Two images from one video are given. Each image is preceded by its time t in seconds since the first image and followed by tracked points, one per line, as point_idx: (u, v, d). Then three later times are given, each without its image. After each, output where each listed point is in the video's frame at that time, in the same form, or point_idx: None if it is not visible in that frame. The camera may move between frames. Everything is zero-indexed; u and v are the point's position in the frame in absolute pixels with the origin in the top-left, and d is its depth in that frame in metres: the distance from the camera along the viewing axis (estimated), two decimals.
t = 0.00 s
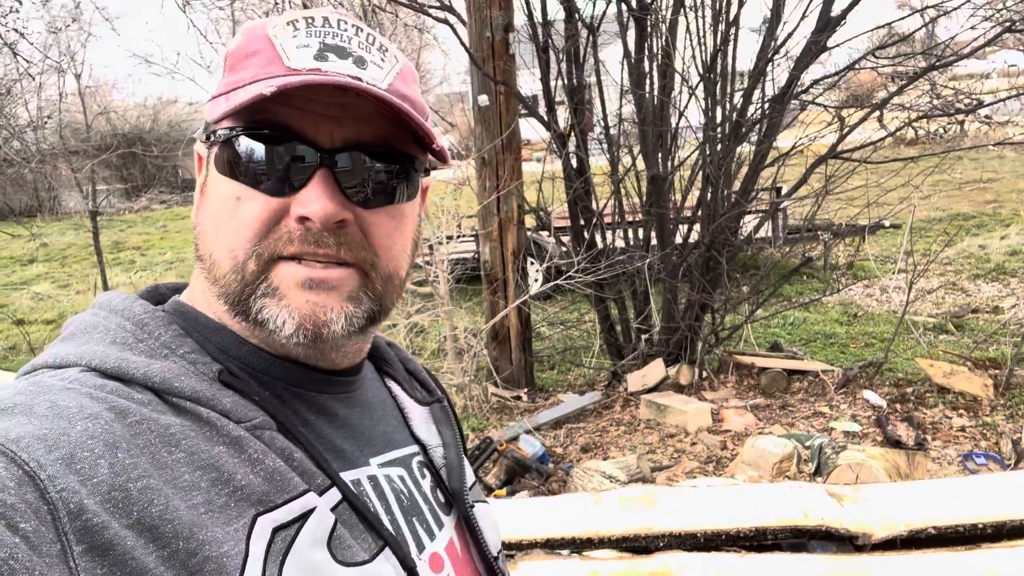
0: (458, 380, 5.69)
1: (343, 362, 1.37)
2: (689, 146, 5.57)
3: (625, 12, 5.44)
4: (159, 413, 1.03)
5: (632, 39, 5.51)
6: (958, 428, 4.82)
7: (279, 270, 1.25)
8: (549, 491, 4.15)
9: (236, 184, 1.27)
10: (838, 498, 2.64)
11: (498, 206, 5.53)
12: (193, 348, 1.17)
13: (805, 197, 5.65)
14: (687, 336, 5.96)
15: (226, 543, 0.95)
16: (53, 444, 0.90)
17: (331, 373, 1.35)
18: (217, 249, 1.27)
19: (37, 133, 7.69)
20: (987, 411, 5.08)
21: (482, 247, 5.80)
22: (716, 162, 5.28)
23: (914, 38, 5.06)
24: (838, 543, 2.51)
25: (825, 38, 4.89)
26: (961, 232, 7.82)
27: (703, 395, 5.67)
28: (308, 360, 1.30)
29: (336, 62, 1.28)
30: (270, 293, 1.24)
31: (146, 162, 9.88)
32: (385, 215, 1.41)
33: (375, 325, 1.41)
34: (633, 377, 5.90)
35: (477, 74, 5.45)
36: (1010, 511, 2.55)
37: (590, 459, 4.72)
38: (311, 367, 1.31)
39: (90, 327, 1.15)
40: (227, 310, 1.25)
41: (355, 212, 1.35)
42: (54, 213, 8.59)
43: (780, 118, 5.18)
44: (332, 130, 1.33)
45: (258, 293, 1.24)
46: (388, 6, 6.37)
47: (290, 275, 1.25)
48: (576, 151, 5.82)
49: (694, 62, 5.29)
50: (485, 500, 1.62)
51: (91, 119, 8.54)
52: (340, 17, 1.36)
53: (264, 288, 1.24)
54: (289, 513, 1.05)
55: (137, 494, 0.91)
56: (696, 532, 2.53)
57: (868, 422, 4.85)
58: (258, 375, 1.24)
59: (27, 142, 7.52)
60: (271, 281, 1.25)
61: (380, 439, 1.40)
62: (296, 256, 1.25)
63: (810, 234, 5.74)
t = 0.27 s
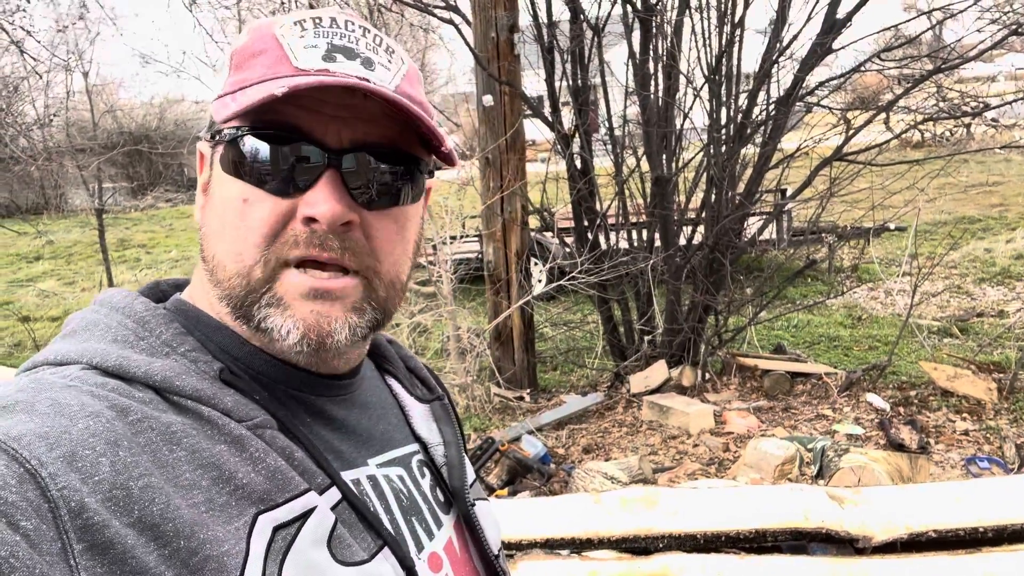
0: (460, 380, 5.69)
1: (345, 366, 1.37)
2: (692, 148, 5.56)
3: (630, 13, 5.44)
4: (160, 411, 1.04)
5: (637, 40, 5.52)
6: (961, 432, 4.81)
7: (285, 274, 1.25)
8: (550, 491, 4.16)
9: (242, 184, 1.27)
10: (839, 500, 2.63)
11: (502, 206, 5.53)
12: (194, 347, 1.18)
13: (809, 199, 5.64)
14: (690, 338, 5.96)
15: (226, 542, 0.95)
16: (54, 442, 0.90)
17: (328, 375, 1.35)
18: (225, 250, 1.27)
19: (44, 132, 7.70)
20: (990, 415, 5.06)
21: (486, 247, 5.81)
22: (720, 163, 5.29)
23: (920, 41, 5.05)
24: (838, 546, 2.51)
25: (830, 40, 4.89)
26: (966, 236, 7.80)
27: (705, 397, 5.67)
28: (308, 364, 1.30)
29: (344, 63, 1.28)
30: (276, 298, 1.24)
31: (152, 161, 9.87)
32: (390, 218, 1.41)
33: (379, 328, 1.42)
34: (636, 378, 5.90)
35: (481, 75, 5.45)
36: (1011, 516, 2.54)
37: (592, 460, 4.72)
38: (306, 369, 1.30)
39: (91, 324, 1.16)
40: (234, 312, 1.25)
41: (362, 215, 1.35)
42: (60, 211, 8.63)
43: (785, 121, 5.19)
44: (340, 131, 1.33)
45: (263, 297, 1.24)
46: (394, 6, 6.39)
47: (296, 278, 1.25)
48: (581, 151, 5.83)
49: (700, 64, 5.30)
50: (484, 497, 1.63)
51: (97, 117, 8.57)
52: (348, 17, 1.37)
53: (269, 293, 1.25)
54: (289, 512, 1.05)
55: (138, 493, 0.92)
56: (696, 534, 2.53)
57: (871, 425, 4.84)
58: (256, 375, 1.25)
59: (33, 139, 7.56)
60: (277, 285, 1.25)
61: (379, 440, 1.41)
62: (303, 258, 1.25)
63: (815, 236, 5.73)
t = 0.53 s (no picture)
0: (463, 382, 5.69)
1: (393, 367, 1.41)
2: (698, 153, 5.55)
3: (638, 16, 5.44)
4: (152, 412, 1.04)
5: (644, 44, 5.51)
6: (965, 440, 4.79)
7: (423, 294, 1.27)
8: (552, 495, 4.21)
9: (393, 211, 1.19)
10: (841, 507, 2.62)
11: (507, 209, 5.52)
12: (184, 347, 1.15)
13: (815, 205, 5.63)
14: (694, 342, 5.95)
15: (220, 542, 0.97)
16: (43, 446, 0.90)
17: (335, 371, 1.30)
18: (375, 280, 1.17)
19: (53, 129, 7.82)
20: (995, 423, 5.05)
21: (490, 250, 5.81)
22: (725, 168, 5.29)
23: (928, 47, 5.04)
24: (840, 553, 2.51)
25: (837, 45, 4.89)
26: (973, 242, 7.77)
27: (708, 402, 5.66)
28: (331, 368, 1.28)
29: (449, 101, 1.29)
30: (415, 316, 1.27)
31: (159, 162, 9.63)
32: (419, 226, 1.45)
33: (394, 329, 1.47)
34: (639, 383, 5.89)
35: (488, 77, 5.46)
36: (1014, 525, 2.54)
37: (594, 463, 4.72)
38: (312, 365, 1.25)
39: (77, 329, 1.13)
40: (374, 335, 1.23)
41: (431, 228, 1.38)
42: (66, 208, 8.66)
43: (791, 126, 5.18)
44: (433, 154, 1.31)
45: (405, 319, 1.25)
46: (401, 7, 6.39)
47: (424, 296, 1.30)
48: (587, 154, 5.83)
49: (706, 68, 5.29)
50: (479, 491, 1.61)
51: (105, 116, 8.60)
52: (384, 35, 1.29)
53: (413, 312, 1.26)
54: (285, 510, 1.06)
55: (130, 495, 0.93)
56: (697, 539, 2.53)
57: (875, 432, 4.82)
58: (256, 375, 1.20)
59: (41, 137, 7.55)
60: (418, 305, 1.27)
61: (376, 436, 1.37)
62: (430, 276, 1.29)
63: (820, 242, 5.72)
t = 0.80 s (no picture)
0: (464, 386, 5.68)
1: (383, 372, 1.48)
2: (701, 159, 5.56)
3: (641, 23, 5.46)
4: (155, 410, 1.05)
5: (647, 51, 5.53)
6: (966, 448, 4.80)
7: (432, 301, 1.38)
8: (553, 499, 4.21)
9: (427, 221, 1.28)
10: (843, 512, 2.63)
11: (510, 214, 5.58)
12: (188, 345, 1.16)
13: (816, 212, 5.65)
14: (695, 348, 5.95)
15: (227, 537, 0.98)
16: (48, 445, 0.91)
17: (342, 366, 1.32)
18: (408, 284, 1.26)
19: (57, 130, 7.75)
20: (995, 432, 5.05)
21: (493, 254, 5.83)
22: (728, 175, 5.28)
23: (931, 56, 5.06)
24: (840, 558, 2.52)
25: (840, 54, 4.90)
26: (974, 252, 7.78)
27: (709, 408, 5.67)
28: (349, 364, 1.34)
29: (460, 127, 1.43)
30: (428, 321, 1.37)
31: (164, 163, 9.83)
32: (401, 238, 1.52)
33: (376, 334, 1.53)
34: (640, 388, 5.89)
35: (492, 82, 5.48)
36: (1014, 531, 2.54)
37: (595, 468, 4.73)
38: (323, 361, 1.27)
39: (80, 328, 1.14)
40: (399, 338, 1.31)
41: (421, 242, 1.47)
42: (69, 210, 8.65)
43: (793, 134, 5.20)
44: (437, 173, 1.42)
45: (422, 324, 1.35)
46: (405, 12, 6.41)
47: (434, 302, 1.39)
48: (589, 160, 5.85)
49: (709, 75, 5.32)
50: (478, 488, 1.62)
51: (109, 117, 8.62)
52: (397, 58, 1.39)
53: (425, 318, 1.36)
54: (291, 505, 1.07)
55: (136, 492, 0.94)
56: (700, 542, 2.54)
57: (875, 440, 4.83)
58: (265, 370, 1.21)
59: (46, 138, 7.52)
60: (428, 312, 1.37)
61: (377, 431, 1.38)
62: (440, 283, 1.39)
63: (822, 249, 5.74)
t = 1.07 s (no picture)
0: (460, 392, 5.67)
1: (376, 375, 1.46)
2: (696, 165, 5.59)
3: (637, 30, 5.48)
4: (147, 414, 1.05)
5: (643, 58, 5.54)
6: (960, 455, 4.81)
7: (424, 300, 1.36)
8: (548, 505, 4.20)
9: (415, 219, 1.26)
10: (837, 519, 2.64)
11: (506, 219, 5.56)
12: (179, 350, 1.16)
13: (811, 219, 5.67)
14: (690, 354, 5.95)
15: (216, 543, 0.98)
16: (37, 448, 0.90)
17: (333, 371, 1.31)
18: (397, 282, 1.24)
19: (52, 134, 7.77)
20: (989, 438, 5.06)
21: (489, 260, 5.83)
22: (723, 181, 5.32)
23: (925, 65, 5.09)
24: (835, 564, 2.51)
25: (836, 62, 4.93)
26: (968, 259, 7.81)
27: (704, 414, 5.67)
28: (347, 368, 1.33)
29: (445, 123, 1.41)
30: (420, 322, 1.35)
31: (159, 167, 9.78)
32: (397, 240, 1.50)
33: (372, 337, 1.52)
34: (635, 394, 5.89)
35: (489, 88, 5.49)
36: (1008, 538, 2.55)
37: (590, 474, 4.72)
38: (314, 365, 1.26)
39: (70, 332, 1.13)
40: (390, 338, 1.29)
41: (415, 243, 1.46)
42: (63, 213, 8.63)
43: (788, 141, 5.22)
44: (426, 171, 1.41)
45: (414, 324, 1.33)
46: (402, 18, 6.41)
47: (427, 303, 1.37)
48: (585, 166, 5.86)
49: (705, 82, 5.34)
50: (471, 496, 1.61)
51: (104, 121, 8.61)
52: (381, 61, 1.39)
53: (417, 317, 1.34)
54: (281, 511, 1.07)
55: (125, 496, 0.93)
56: (695, 549, 2.53)
57: (870, 447, 4.84)
58: (257, 374, 1.21)
59: (41, 142, 7.55)
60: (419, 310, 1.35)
61: (369, 438, 1.37)
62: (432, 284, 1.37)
63: (816, 256, 5.75)
